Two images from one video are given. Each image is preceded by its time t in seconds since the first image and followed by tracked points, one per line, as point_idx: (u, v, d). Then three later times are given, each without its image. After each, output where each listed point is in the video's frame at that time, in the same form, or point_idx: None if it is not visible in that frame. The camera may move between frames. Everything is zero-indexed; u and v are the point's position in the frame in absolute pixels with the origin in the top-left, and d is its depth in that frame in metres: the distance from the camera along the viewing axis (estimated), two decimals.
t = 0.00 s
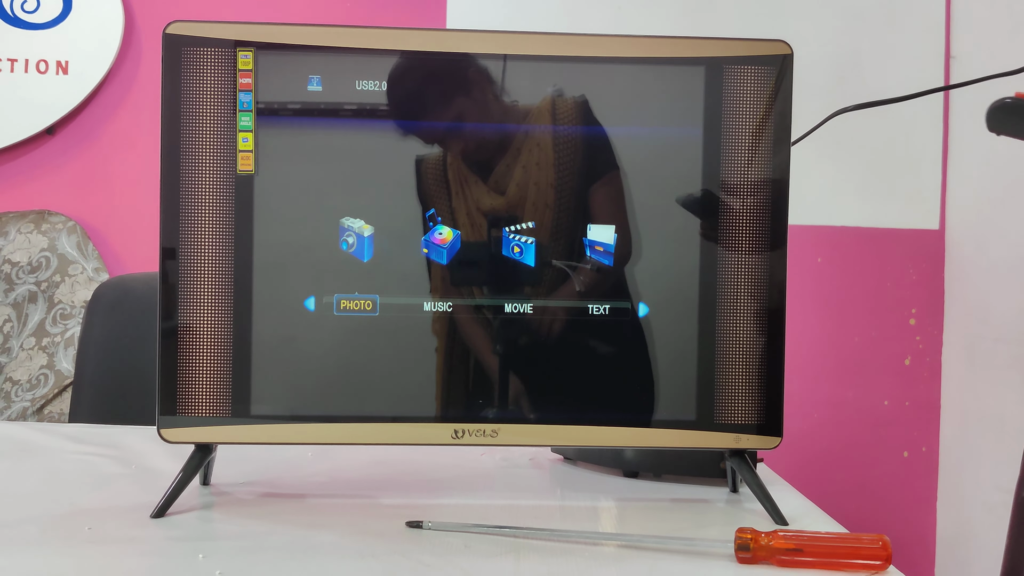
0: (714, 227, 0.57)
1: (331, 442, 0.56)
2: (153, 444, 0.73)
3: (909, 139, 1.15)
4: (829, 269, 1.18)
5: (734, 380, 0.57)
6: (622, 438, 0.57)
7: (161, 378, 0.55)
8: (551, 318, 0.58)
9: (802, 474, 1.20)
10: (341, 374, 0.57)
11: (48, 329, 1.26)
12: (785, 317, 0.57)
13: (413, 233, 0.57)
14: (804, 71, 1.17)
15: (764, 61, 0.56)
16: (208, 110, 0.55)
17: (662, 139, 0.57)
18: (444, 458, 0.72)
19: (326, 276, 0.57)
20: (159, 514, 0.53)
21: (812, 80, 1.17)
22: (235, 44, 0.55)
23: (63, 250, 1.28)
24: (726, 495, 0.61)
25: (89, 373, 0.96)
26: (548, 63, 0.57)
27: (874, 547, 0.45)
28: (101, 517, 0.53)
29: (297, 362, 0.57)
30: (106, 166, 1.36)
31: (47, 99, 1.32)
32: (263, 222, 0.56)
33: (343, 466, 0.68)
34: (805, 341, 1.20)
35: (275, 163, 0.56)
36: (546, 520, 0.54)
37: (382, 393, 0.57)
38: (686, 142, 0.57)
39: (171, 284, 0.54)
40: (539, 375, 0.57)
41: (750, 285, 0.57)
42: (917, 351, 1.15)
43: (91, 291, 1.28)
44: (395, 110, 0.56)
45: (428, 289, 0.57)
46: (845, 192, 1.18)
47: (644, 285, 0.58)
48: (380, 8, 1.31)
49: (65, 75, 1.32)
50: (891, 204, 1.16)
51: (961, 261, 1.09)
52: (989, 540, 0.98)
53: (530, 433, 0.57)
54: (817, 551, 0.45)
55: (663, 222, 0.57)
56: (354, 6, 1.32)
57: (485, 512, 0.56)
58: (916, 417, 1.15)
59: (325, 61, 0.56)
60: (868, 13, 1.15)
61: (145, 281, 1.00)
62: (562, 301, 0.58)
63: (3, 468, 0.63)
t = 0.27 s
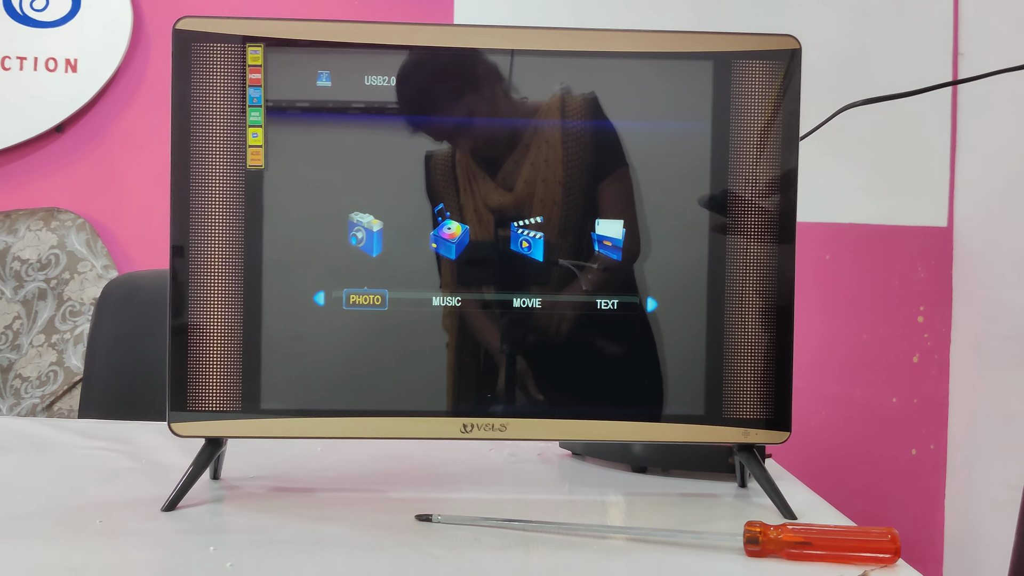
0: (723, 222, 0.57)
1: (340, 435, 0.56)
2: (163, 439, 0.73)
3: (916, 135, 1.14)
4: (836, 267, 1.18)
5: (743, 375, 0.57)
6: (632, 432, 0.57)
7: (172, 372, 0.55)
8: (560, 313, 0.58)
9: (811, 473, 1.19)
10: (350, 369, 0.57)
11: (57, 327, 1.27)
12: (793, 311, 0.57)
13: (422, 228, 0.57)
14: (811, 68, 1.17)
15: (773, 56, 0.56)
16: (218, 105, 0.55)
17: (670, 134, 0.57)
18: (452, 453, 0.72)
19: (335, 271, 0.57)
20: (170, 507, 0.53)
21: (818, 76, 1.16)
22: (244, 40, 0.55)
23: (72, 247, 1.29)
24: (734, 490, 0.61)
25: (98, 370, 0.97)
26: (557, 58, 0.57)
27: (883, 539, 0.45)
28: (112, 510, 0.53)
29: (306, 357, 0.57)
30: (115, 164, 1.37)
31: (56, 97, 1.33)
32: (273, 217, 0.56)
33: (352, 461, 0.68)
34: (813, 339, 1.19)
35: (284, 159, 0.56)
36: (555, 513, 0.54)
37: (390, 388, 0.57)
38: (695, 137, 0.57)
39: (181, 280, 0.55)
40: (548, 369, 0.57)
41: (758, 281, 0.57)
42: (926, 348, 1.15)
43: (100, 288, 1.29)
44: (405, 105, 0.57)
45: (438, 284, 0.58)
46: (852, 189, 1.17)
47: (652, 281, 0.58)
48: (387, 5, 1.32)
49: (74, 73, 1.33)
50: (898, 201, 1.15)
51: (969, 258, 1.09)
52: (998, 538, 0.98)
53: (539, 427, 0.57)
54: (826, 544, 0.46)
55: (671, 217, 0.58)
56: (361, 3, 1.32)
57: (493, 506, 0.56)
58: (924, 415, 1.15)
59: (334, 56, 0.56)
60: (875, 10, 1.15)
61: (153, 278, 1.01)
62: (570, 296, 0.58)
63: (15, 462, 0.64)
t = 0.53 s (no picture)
0: (738, 222, 0.57)
1: (357, 434, 0.57)
2: (178, 438, 0.74)
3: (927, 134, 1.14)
4: (847, 266, 1.18)
5: (757, 375, 0.57)
6: (648, 432, 0.57)
7: (190, 371, 0.55)
8: (569, 313, 0.58)
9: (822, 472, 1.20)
10: (367, 368, 0.57)
11: (71, 325, 1.28)
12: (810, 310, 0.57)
13: (438, 228, 0.57)
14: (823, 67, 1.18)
15: (789, 56, 0.56)
16: (236, 105, 0.55)
17: (684, 133, 0.57)
18: (467, 452, 0.72)
19: (351, 271, 0.57)
20: (188, 506, 0.53)
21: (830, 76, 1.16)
22: (262, 40, 0.56)
23: (85, 247, 1.30)
24: (749, 489, 0.61)
25: (113, 369, 0.98)
26: (573, 57, 0.57)
27: (902, 538, 0.45)
28: (131, 508, 0.53)
29: (322, 356, 0.57)
30: (126, 164, 1.37)
31: (69, 97, 1.34)
32: (290, 217, 0.56)
33: (367, 459, 0.68)
34: (823, 338, 1.19)
35: (301, 159, 0.56)
36: (571, 513, 0.54)
37: (406, 387, 0.57)
38: (709, 136, 0.57)
39: (197, 280, 0.55)
40: (562, 368, 0.58)
41: (773, 281, 0.57)
42: (937, 347, 1.15)
43: (113, 288, 1.29)
44: (421, 105, 0.57)
45: (450, 283, 0.58)
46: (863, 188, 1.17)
47: (665, 280, 0.58)
48: (399, 5, 1.32)
49: (86, 73, 1.34)
50: (909, 201, 1.15)
51: (981, 258, 1.09)
52: (1010, 538, 0.98)
53: (554, 426, 0.57)
54: (843, 543, 0.46)
55: (688, 216, 0.58)
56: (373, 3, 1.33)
57: (510, 505, 0.56)
58: (935, 414, 1.15)
59: (351, 57, 0.57)
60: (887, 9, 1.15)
61: (168, 278, 1.01)
62: (580, 295, 0.58)
63: (34, 460, 0.64)
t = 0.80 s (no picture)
0: (743, 223, 0.57)
1: (362, 434, 0.57)
2: (184, 438, 0.74)
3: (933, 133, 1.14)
4: (854, 266, 1.18)
5: (762, 375, 0.57)
6: (653, 433, 0.56)
7: (195, 371, 0.55)
8: (574, 313, 0.58)
9: (828, 472, 1.20)
10: (372, 368, 0.57)
11: (77, 325, 1.28)
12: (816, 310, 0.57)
13: (443, 228, 0.57)
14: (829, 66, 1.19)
15: (794, 55, 0.56)
16: (240, 105, 0.55)
17: (687, 133, 0.57)
18: (472, 452, 0.72)
19: (356, 271, 0.57)
20: (194, 506, 0.53)
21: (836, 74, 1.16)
22: (267, 41, 0.56)
23: (92, 247, 1.31)
24: (755, 489, 0.61)
25: (119, 369, 0.98)
26: (578, 57, 0.57)
27: (907, 539, 0.45)
28: (136, 508, 0.53)
29: (327, 356, 0.57)
30: (133, 164, 1.38)
31: (76, 97, 1.35)
32: (295, 217, 0.56)
33: (372, 459, 0.68)
34: (829, 337, 1.19)
35: (305, 159, 0.56)
36: (575, 513, 0.54)
37: (411, 387, 0.57)
38: (713, 135, 0.57)
39: (202, 281, 0.55)
40: (568, 369, 0.57)
41: (778, 282, 0.57)
42: (944, 347, 1.15)
43: (119, 288, 1.30)
44: (426, 105, 0.57)
45: (454, 283, 0.58)
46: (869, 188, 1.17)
47: (670, 280, 0.58)
48: (404, 6, 1.32)
49: (93, 73, 1.34)
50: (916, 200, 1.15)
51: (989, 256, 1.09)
52: (1017, 539, 0.97)
53: (560, 426, 0.57)
54: (849, 544, 0.45)
55: (692, 216, 0.57)
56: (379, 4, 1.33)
57: (515, 505, 0.56)
58: (942, 414, 1.15)
59: (357, 57, 0.57)
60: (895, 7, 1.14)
61: (174, 278, 1.02)
62: (584, 295, 0.58)
63: (40, 460, 0.64)
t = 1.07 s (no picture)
0: (747, 223, 0.57)
1: (366, 434, 0.57)
2: (189, 438, 0.74)
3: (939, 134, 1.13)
4: (860, 266, 1.18)
5: (767, 375, 0.57)
6: (657, 433, 0.56)
7: (199, 371, 0.55)
8: (579, 313, 0.58)
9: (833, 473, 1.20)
10: (375, 368, 0.57)
11: (84, 326, 1.29)
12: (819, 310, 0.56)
13: (447, 228, 0.57)
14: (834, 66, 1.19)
15: (798, 55, 0.56)
16: (245, 105, 0.56)
17: (691, 133, 0.57)
18: (476, 452, 0.72)
19: (360, 271, 0.57)
20: (198, 505, 0.53)
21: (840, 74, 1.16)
22: (272, 41, 0.56)
23: (99, 248, 1.31)
24: (759, 490, 0.60)
25: (125, 369, 0.98)
26: (583, 57, 0.57)
27: (911, 540, 0.44)
28: (140, 507, 0.54)
29: (331, 355, 0.57)
30: (139, 165, 1.39)
31: (82, 99, 1.35)
32: (299, 217, 0.57)
33: (376, 459, 0.68)
34: (834, 337, 1.20)
35: (310, 159, 0.57)
36: (579, 513, 0.54)
37: (415, 387, 0.57)
38: (718, 135, 0.57)
39: (207, 281, 0.55)
40: (572, 369, 0.57)
41: (782, 281, 0.57)
42: (951, 348, 1.15)
43: (126, 288, 1.30)
44: (431, 106, 0.57)
45: (458, 283, 0.58)
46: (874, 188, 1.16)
47: (675, 280, 0.58)
48: (410, 7, 1.33)
49: (100, 74, 1.35)
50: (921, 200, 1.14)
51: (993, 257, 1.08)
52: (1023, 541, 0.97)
53: (563, 426, 0.57)
54: (852, 544, 0.45)
55: (696, 216, 0.57)
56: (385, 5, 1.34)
57: (518, 505, 0.56)
58: (947, 415, 1.15)
59: (361, 57, 0.57)
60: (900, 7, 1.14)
61: (180, 279, 1.02)
62: (589, 295, 0.58)
63: (47, 459, 0.65)
